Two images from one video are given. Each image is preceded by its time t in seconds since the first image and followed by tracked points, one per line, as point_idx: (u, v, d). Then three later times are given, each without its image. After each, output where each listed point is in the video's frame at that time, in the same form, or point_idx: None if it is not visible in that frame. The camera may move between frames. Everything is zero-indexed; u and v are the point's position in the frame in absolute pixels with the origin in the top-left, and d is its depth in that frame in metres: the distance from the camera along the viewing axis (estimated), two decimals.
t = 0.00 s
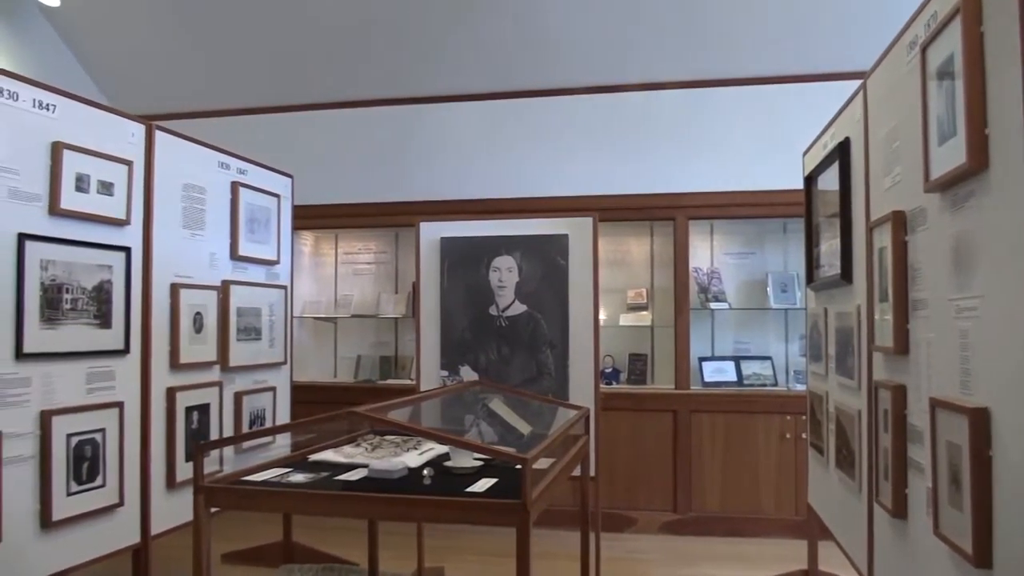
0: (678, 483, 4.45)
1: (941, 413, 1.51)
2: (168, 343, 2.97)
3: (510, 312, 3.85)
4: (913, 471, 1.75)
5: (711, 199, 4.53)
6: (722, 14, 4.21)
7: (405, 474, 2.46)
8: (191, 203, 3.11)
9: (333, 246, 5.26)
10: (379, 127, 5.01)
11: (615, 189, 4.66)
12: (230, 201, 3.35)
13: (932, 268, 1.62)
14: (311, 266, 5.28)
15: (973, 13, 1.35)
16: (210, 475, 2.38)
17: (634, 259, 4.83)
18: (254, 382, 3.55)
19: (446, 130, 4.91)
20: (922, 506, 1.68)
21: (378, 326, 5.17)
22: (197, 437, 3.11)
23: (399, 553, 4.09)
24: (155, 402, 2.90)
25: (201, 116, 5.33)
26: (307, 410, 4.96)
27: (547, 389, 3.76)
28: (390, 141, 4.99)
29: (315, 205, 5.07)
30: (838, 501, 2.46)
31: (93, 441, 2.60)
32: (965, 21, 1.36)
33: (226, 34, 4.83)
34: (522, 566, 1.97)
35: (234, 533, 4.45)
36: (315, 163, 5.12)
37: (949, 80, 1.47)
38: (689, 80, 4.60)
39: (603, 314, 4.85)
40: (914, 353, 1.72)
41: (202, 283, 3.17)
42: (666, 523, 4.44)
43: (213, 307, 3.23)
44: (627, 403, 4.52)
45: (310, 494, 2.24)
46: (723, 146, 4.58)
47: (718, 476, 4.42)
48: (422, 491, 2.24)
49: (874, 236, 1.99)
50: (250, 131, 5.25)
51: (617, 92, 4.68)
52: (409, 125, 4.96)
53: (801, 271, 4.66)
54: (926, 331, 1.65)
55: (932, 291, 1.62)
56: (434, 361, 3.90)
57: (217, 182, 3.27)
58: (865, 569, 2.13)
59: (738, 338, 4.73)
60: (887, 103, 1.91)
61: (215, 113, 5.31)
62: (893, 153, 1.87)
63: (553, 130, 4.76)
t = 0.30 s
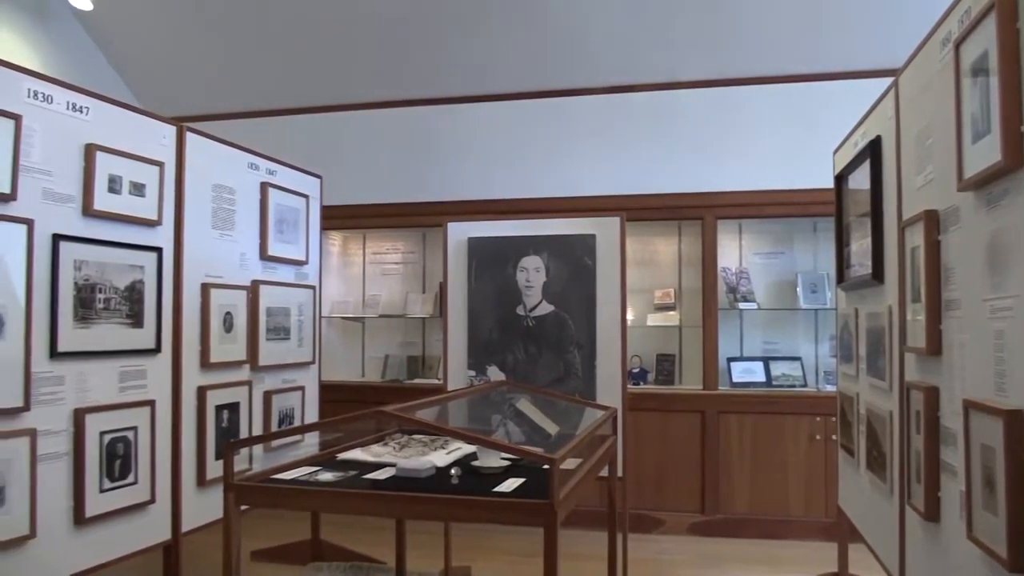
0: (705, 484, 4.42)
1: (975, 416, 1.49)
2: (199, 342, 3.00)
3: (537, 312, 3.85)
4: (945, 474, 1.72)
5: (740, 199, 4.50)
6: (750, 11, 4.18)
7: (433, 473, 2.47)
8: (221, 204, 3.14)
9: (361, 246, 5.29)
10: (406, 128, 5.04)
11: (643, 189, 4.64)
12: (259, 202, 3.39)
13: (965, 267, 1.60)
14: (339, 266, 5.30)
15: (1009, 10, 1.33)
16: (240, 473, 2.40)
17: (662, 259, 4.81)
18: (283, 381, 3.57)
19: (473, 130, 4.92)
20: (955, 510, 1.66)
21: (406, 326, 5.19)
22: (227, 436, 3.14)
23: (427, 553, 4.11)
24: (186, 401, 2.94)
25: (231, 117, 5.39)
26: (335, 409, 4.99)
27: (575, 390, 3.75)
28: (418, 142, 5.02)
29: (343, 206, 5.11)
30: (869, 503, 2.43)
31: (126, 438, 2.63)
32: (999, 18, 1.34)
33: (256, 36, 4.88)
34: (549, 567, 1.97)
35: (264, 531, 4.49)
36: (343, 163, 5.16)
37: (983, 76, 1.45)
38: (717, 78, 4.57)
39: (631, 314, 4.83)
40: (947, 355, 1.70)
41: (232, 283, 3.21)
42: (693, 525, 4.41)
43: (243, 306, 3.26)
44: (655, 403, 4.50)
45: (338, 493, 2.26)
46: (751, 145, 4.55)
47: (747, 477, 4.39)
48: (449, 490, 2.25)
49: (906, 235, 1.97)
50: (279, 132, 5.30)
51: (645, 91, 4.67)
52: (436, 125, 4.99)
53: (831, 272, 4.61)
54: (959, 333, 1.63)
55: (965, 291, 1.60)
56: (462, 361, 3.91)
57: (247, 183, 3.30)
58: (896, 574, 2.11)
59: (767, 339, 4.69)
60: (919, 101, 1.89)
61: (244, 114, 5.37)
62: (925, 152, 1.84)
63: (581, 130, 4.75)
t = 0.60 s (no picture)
0: (740, 486, 4.38)
1: (1018, 418, 1.46)
2: (235, 341, 3.04)
3: (570, 311, 3.84)
4: (987, 478, 1.69)
5: (775, 198, 4.46)
6: (785, 8, 4.13)
7: (466, 472, 2.47)
8: (256, 204, 3.17)
9: (393, 245, 5.30)
10: (439, 128, 5.05)
11: (677, 187, 4.61)
12: (294, 202, 3.41)
13: (1008, 267, 1.56)
14: (371, 265, 5.32)
15: None
16: (276, 470, 2.43)
17: (696, 259, 4.77)
18: (317, 380, 3.60)
19: (506, 130, 4.92)
20: (997, 515, 1.62)
21: (438, 325, 5.20)
22: (262, 434, 3.17)
23: (460, 552, 4.11)
24: (223, 398, 2.97)
25: (266, 119, 5.44)
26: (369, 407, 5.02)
27: (608, 389, 3.73)
28: (451, 141, 5.03)
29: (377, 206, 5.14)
30: (907, 506, 2.39)
31: (163, 435, 2.67)
32: None
33: (289, 38, 4.91)
34: (583, 567, 1.96)
35: (298, 528, 4.53)
36: (376, 164, 5.19)
37: None
38: (751, 76, 4.52)
39: (663, 314, 4.80)
40: (989, 355, 1.67)
41: (267, 282, 3.24)
42: (726, 527, 4.38)
43: (278, 306, 3.29)
44: (689, 404, 4.47)
45: (372, 491, 2.27)
46: (786, 143, 4.49)
47: (782, 479, 4.34)
48: (482, 490, 2.25)
49: (946, 234, 1.93)
50: (313, 133, 5.34)
51: (678, 89, 4.63)
52: (468, 125, 5.00)
53: (868, 271, 4.54)
54: (1002, 333, 1.59)
55: (1008, 292, 1.57)
56: (495, 360, 3.91)
57: (281, 183, 3.32)
58: None
59: (802, 339, 4.64)
60: (959, 98, 1.85)
61: (279, 116, 5.42)
62: (966, 149, 1.81)
63: (613, 129, 4.73)
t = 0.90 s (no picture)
0: (786, 487, 4.32)
1: None
2: (281, 340, 3.08)
3: (614, 311, 3.82)
4: None
5: (822, 195, 4.39)
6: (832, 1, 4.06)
7: (509, 471, 2.47)
8: (302, 205, 3.21)
9: (436, 245, 5.33)
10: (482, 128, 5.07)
11: (721, 185, 4.57)
12: (338, 202, 3.45)
13: None
14: (415, 265, 5.36)
15: None
16: (322, 468, 2.45)
17: (741, 257, 4.71)
18: (362, 379, 3.63)
19: (548, 129, 4.92)
20: None
21: (481, 324, 5.21)
22: (309, 431, 3.21)
23: (503, 550, 4.12)
24: (270, 396, 3.01)
25: (311, 121, 5.51)
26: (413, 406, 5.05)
27: (652, 389, 3.71)
28: (494, 141, 5.05)
29: (421, 206, 5.18)
30: (960, 510, 2.34)
31: (212, 432, 2.71)
32: None
33: (333, 40, 4.96)
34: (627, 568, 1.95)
35: (343, 526, 4.57)
36: (420, 164, 5.22)
37: None
38: (797, 71, 4.46)
39: (708, 313, 4.75)
40: None
41: (313, 282, 3.27)
42: (773, 528, 4.33)
43: (323, 305, 3.33)
44: (734, 404, 4.42)
45: (416, 489, 2.29)
46: (834, 139, 4.42)
47: (830, 480, 4.28)
48: (526, 489, 2.25)
49: (1001, 231, 1.88)
50: (357, 134, 5.39)
51: (722, 86, 4.58)
52: (511, 125, 5.00)
53: (919, 269, 4.45)
54: None
55: None
56: (538, 359, 3.91)
57: (326, 184, 3.36)
58: None
59: (851, 339, 4.56)
60: (1014, 91, 1.80)
61: (324, 117, 5.48)
62: (1021, 143, 1.76)
63: (657, 127, 4.70)
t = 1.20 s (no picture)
0: (845, 490, 4.24)
1: None
2: (337, 338, 3.12)
3: (668, 310, 3.78)
4: None
5: (882, 192, 4.29)
6: None
7: (562, 470, 2.48)
8: (357, 204, 3.25)
9: (489, 244, 5.34)
10: (534, 127, 5.07)
11: (778, 182, 4.50)
12: (392, 202, 3.48)
13: None
14: (467, 264, 5.37)
15: None
16: (378, 465, 2.48)
17: (798, 256, 4.63)
18: (415, 377, 3.66)
19: (601, 127, 4.90)
20: None
21: (534, 323, 5.21)
22: (364, 428, 3.25)
23: (556, 550, 4.11)
24: (326, 393, 3.06)
25: (366, 121, 5.57)
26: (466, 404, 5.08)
27: (707, 389, 3.67)
28: (547, 140, 5.05)
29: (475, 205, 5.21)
30: None
31: (270, 429, 2.76)
32: None
33: (387, 41, 5.01)
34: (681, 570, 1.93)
35: (397, 522, 4.61)
36: (473, 163, 5.25)
37: None
38: (856, 66, 4.37)
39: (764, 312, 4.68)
40: None
41: (368, 280, 3.31)
42: (831, 532, 4.25)
43: (377, 304, 3.36)
44: (791, 405, 4.35)
45: (470, 487, 2.30)
46: (894, 134, 4.32)
47: (890, 484, 4.18)
48: (579, 488, 2.25)
49: None
50: (411, 134, 5.44)
51: (777, 82, 4.51)
52: (564, 123, 5.00)
53: (985, 267, 4.32)
54: None
55: None
56: (591, 358, 3.90)
57: (381, 183, 3.39)
58: None
59: (912, 339, 4.45)
60: None
61: (379, 118, 5.54)
62: None
63: (711, 124, 4.65)
